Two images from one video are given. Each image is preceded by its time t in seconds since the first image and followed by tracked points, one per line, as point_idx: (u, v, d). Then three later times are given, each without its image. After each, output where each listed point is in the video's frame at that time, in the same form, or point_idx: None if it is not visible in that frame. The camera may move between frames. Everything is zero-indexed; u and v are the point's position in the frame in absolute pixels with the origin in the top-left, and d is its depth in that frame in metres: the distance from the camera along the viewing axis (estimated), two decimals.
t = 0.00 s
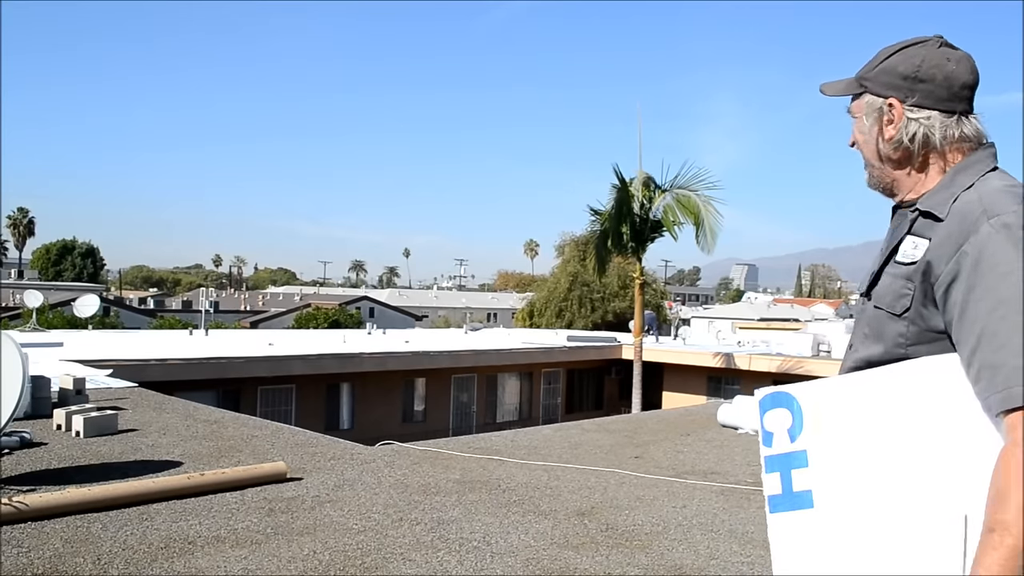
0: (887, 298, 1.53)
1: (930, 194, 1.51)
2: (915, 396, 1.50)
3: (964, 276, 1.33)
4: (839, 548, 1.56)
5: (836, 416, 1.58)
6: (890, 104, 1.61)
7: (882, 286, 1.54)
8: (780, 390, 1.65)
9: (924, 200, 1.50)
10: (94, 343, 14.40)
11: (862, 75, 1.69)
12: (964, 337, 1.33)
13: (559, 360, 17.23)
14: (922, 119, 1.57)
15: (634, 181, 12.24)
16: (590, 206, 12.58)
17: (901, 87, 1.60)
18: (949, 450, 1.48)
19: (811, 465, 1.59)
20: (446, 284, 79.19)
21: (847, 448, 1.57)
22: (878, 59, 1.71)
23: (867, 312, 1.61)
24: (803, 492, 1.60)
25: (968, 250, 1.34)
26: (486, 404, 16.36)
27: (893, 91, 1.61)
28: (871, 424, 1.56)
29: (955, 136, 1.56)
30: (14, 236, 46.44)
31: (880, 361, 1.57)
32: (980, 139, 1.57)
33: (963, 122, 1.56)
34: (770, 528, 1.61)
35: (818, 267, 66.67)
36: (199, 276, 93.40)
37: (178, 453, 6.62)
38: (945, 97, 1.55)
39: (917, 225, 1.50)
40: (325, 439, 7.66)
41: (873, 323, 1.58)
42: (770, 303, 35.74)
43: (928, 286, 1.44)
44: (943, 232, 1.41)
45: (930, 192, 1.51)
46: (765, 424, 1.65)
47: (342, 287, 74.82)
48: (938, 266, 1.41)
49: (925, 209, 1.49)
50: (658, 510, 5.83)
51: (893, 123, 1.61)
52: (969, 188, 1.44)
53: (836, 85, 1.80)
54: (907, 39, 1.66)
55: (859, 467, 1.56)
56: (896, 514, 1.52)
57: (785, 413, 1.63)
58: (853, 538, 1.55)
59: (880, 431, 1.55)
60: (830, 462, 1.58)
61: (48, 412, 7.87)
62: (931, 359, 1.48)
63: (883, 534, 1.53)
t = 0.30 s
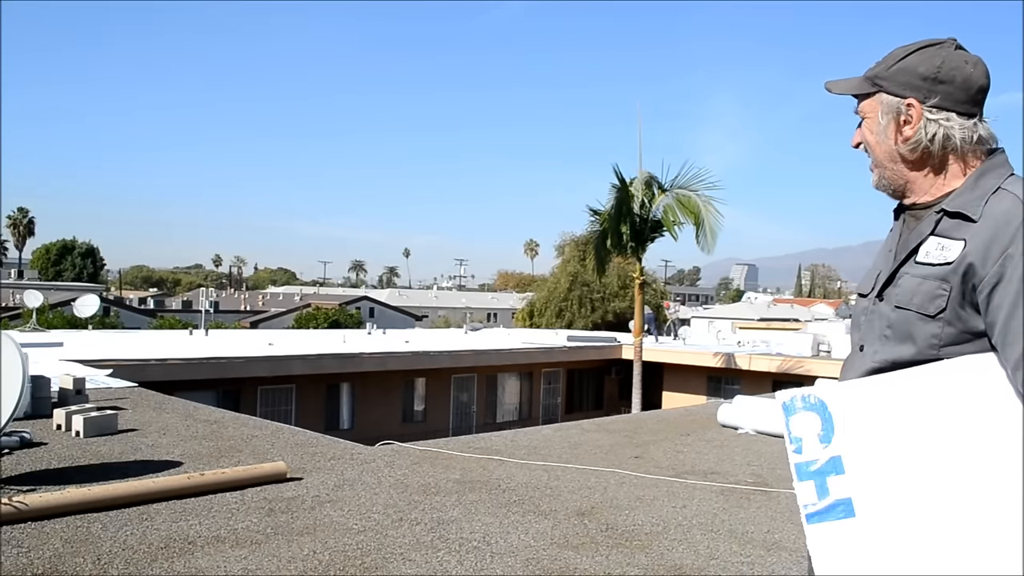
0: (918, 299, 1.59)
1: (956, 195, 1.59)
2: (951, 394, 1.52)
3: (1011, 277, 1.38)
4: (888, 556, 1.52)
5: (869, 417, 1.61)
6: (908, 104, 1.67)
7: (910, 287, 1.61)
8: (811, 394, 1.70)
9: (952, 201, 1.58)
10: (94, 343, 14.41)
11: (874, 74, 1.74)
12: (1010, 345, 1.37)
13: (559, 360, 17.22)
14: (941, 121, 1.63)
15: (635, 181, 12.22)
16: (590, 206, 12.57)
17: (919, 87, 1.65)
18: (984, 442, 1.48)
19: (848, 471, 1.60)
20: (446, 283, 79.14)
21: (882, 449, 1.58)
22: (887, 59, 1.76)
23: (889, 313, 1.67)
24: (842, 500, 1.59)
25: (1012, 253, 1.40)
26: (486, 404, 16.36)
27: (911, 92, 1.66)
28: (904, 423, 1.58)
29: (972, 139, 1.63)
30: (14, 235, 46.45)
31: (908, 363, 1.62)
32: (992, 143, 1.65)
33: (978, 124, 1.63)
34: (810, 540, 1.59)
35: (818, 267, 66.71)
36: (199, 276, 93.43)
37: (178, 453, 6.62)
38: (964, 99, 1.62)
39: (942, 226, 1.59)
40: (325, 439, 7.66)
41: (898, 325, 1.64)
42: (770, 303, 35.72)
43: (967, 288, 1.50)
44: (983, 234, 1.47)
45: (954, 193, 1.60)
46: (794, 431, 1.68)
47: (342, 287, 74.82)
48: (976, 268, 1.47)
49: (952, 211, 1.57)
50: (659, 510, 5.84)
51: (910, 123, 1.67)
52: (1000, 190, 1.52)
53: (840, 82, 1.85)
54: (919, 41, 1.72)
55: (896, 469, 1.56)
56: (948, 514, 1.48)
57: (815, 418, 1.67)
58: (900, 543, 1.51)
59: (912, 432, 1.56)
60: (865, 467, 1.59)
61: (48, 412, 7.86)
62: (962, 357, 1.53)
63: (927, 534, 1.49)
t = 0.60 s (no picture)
0: (927, 299, 1.60)
1: (964, 195, 1.61)
2: (962, 393, 1.49)
3: None
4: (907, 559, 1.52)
5: (880, 419, 1.60)
6: (913, 106, 1.67)
7: (919, 287, 1.62)
8: (822, 396, 1.71)
9: (960, 201, 1.60)
10: (94, 343, 14.41)
11: (875, 75, 1.74)
12: None
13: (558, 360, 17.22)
14: (947, 123, 1.63)
15: (635, 182, 12.21)
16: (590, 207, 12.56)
17: (925, 89, 1.65)
18: (996, 440, 1.45)
19: (863, 474, 1.60)
20: (446, 283, 79.17)
21: (896, 450, 1.56)
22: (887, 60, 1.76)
23: (895, 313, 1.68)
24: (858, 503, 1.60)
25: None
26: (486, 404, 16.36)
27: (916, 93, 1.66)
28: (916, 423, 1.55)
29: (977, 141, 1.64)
30: (14, 235, 46.47)
31: (917, 363, 1.62)
32: (992, 145, 1.67)
33: (982, 127, 1.64)
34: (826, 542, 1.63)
35: (818, 266, 66.70)
36: (199, 276, 93.46)
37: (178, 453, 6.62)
38: (969, 102, 1.62)
39: (950, 227, 1.60)
40: (325, 439, 7.66)
41: (906, 325, 1.65)
42: (770, 303, 35.72)
43: (979, 289, 1.51)
44: (999, 234, 1.49)
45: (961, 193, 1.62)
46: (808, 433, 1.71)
47: (342, 287, 74.88)
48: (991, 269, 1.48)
49: (960, 212, 1.59)
50: (659, 510, 5.83)
51: (915, 125, 1.67)
52: (1008, 192, 1.55)
53: (839, 80, 1.84)
54: (921, 42, 1.72)
55: (908, 470, 1.54)
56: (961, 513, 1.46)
57: (828, 419, 1.68)
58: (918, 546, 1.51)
59: (923, 432, 1.54)
60: (879, 468, 1.58)
61: (48, 412, 7.86)
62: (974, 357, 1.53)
63: (943, 534, 1.48)
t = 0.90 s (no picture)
0: (929, 299, 1.60)
1: (965, 194, 1.61)
2: (963, 394, 1.47)
3: None
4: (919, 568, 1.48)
5: (882, 425, 1.58)
6: (907, 103, 1.67)
7: (920, 287, 1.62)
8: (824, 404, 1.70)
9: (961, 200, 1.59)
10: (94, 343, 14.41)
11: (873, 72, 1.75)
12: None
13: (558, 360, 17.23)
14: (941, 119, 1.63)
15: (635, 181, 12.21)
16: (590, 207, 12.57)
17: (919, 85, 1.65)
18: (1001, 441, 1.41)
19: (870, 485, 1.57)
20: (446, 283, 79.23)
21: (901, 455, 1.53)
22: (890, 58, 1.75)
23: (895, 313, 1.68)
24: (867, 516, 1.57)
25: None
26: (486, 404, 16.37)
27: (910, 90, 1.66)
28: (919, 426, 1.52)
29: (974, 136, 1.63)
30: (14, 235, 46.51)
31: (919, 365, 1.62)
32: (991, 140, 1.66)
33: (980, 123, 1.64)
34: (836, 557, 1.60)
35: (818, 266, 66.76)
36: (199, 276, 93.50)
37: (178, 453, 6.62)
38: (964, 97, 1.61)
39: (950, 225, 1.60)
40: (325, 440, 7.66)
41: (907, 326, 1.65)
42: (770, 303, 35.76)
43: (982, 290, 1.51)
44: (1001, 236, 1.49)
45: (961, 192, 1.61)
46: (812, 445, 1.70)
47: (342, 287, 75.00)
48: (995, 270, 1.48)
49: (961, 210, 1.59)
50: (658, 510, 5.84)
51: (910, 122, 1.67)
52: (1010, 191, 1.55)
53: (842, 80, 1.85)
54: (920, 38, 1.72)
55: (915, 478, 1.50)
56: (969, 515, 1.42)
57: (832, 430, 1.66)
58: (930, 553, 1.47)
59: (923, 437, 1.51)
60: (886, 479, 1.55)
61: (49, 412, 7.87)
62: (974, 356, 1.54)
63: (949, 538, 1.44)
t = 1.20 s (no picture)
0: (918, 297, 1.60)
1: (956, 191, 1.60)
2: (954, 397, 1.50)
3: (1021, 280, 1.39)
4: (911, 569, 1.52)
5: (873, 430, 1.60)
6: (897, 103, 1.68)
7: (910, 285, 1.62)
8: (813, 408, 1.71)
9: (951, 198, 1.59)
10: (93, 343, 14.41)
11: (868, 75, 1.76)
12: None
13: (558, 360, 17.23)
14: (930, 116, 1.64)
15: (635, 181, 12.21)
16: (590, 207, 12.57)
17: (907, 84, 1.66)
18: (989, 443, 1.46)
19: (861, 489, 1.60)
20: (445, 284, 79.22)
21: (891, 459, 1.57)
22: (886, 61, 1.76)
23: (887, 312, 1.69)
24: (858, 518, 1.60)
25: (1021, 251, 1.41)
26: (486, 404, 16.37)
27: (900, 89, 1.67)
28: (909, 430, 1.55)
29: (964, 132, 1.63)
30: (13, 235, 46.48)
31: (910, 364, 1.63)
32: (987, 137, 1.65)
33: (972, 119, 1.63)
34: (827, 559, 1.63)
35: (818, 266, 66.63)
36: (199, 277, 93.49)
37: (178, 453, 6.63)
38: (953, 94, 1.62)
39: (941, 223, 1.60)
40: (325, 439, 7.66)
41: (898, 324, 1.65)
42: (770, 303, 35.73)
43: (968, 287, 1.50)
44: (989, 233, 1.48)
45: (952, 189, 1.61)
46: (801, 450, 1.71)
47: (342, 288, 75.00)
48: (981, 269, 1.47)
49: (951, 207, 1.58)
50: (659, 510, 5.84)
51: (901, 121, 1.68)
52: (1002, 187, 1.55)
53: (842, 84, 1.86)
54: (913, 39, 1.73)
55: (907, 481, 1.54)
56: (960, 518, 1.47)
57: (823, 434, 1.67)
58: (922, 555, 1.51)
59: (914, 441, 1.54)
60: (876, 483, 1.58)
61: (48, 412, 7.86)
62: (964, 357, 1.54)
63: (944, 541, 1.48)
